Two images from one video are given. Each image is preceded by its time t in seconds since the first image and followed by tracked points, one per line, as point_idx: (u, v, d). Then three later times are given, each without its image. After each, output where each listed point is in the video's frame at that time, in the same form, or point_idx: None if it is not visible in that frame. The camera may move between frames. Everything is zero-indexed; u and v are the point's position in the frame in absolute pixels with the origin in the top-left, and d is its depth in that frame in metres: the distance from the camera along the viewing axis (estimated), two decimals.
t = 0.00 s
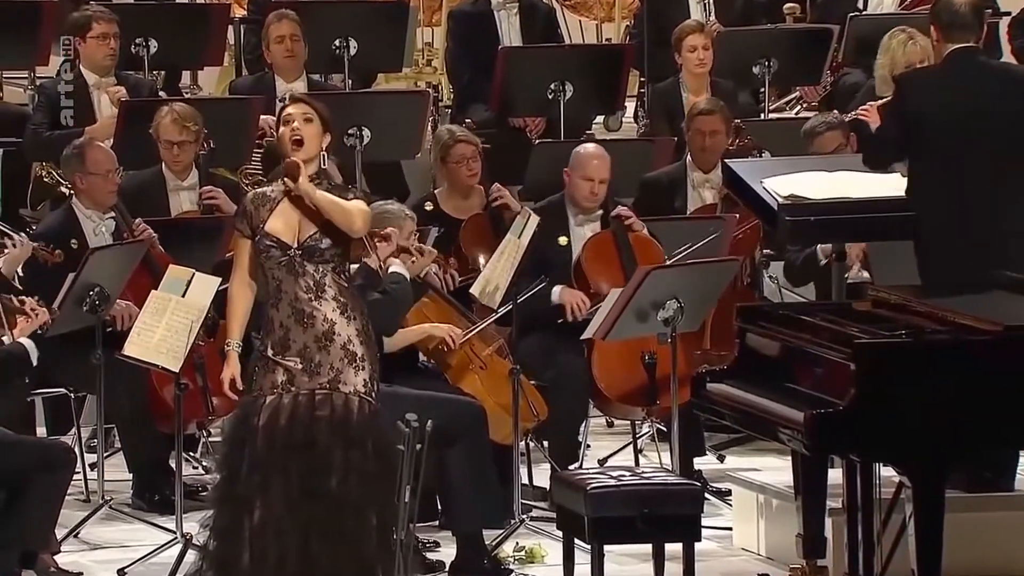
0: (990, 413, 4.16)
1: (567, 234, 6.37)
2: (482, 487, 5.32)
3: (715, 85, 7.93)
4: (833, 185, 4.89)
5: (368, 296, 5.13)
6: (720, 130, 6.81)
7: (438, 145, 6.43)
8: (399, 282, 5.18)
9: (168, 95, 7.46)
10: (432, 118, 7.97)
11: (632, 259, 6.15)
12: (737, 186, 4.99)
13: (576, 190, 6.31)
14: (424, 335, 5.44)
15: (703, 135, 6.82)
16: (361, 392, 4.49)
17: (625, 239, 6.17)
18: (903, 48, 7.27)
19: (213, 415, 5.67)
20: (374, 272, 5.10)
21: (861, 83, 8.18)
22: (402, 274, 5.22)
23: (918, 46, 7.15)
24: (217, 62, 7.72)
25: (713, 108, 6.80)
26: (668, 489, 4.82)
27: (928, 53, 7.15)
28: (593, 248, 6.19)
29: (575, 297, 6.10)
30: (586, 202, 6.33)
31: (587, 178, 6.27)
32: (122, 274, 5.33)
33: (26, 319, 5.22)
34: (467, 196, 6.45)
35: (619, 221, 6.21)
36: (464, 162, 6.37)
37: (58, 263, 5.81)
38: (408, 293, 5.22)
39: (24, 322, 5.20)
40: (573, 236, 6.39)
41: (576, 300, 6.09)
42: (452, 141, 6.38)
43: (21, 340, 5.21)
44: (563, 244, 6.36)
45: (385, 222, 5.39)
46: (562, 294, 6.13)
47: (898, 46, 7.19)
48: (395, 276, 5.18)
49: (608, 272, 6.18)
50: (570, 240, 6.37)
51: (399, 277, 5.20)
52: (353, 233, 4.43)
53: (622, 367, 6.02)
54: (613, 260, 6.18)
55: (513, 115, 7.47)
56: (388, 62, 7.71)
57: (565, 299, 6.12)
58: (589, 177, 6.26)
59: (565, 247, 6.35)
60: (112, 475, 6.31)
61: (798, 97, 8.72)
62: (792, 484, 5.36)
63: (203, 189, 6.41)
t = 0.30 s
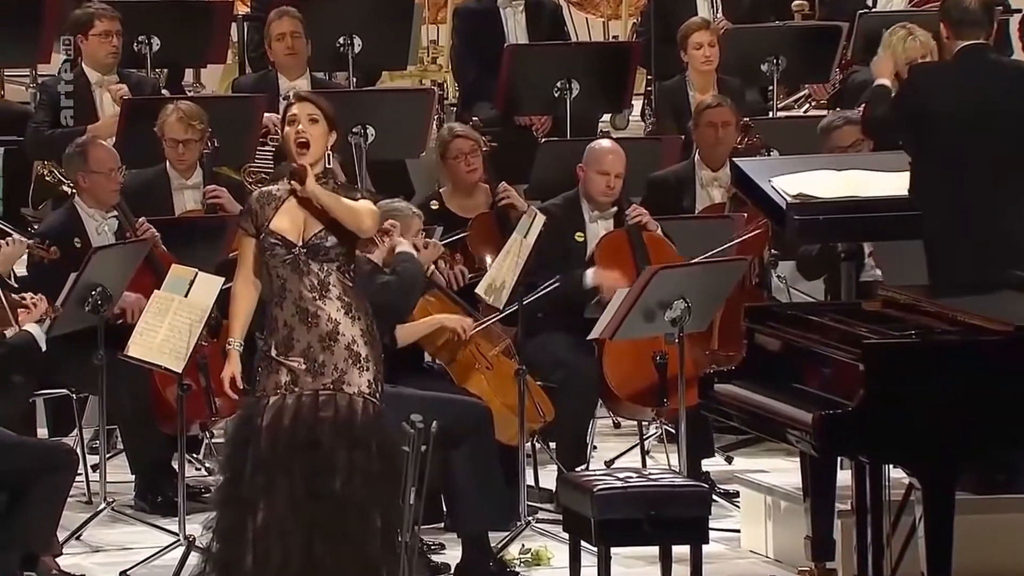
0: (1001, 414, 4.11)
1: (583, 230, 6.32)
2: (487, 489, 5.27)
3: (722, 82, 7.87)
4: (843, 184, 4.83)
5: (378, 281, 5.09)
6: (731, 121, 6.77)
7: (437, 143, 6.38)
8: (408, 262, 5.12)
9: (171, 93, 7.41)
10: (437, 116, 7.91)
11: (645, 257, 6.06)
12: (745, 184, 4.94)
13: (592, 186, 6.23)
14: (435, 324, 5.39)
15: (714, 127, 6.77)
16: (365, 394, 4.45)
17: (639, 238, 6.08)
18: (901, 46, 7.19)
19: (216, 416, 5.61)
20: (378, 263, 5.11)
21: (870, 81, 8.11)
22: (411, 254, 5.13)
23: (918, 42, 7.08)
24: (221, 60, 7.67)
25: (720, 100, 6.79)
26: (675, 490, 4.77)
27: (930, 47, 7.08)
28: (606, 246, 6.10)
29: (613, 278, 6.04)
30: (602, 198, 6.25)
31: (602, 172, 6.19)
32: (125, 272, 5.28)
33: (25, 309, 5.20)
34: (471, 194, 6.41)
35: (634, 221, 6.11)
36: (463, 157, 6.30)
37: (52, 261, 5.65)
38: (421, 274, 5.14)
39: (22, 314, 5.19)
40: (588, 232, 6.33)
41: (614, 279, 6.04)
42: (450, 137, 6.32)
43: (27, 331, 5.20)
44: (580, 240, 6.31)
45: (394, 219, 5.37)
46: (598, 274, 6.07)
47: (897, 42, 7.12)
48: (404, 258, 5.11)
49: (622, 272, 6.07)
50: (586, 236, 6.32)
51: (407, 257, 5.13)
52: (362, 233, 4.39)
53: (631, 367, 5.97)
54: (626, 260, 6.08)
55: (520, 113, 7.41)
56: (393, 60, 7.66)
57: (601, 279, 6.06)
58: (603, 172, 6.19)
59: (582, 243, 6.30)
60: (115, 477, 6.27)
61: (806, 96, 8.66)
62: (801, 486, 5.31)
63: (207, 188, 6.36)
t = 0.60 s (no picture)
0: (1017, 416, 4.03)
1: (593, 229, 6.24)
2: (493, 491, 5.21)
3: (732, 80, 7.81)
4: (856, 182, 4.77)
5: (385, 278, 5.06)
6: (742, 127, 6.65)
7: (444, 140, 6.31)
8: (418, 260, 5.11)
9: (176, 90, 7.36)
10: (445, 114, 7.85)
11: (654, 254, 6.06)
12: (756, 183, 4.87)
13: (603, 188, 6.15)
14: (447, 312, 5.31)
15: (724, 132, 6.66)
16: (368, 395, 4.41)
17: (648, 236, 6.08)
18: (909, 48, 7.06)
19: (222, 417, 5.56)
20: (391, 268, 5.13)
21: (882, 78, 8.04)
22: (420, 254, 5.14)
23: (925, 44, 6.97)
24: (225, 57, 7.62)
25: (734, 103, 6.64)
26: (685, 492, 4.71)
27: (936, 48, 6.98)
28: (615, 246, 6.10)
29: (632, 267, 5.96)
30: (612, 198, 6.17)
31: (612, 174, 6.11)
32: (129, 271, 5.22)
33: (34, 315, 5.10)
34: (479, 191, 6.33)
35: (643, 220, 6.07)
36: (470, 154, 6.24)
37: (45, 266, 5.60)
38: (433, 274, 5.13)
39: (34, 319, 5.09)
40: (597, 232, 6.26)
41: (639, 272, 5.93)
42: (456, 134, 6.26)
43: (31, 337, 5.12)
44: (589, 240, 6.22)
45: (404, 224, 5.20)
46: (620, 267, 5.96)
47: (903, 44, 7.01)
48: (413, 257, 5.12)
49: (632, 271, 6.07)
50: (595, 236, 6.24)
51: (418, 258, 5.13)
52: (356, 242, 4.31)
53: (641, 368, 5.91)
54: (636, 258, 6.09)
55: (527, 111, 7.35)
56: (400, 57, 7.60)
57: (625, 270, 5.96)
58: (613, 173, 6.10)
59: (593, 242, 6.22)
60: (118, 479, 6.21)
61: (818, 93, 8.59)
62: (812, 488, 5.24)
63: (212, 187, 6.30)
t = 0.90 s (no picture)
0: None
1: (594, 229, 6.14)
2: (501, 493, 5.14)
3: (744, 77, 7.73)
4: (869, 181, 4.70)
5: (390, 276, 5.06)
6: (758, 128, 6.61)
7: (459, 136, 6.23)
8: (428, 271, 5.13)
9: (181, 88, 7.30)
10: (453, 112, 7.78)
11: (657, 252, 5.97)
12: (768, 182, 4.80)
13: (600, 185, 6.10)
14: (454, 313, 5.30)
15: (738, 132, 6.62)
16: (371, 396, 4.36)
17: (651, 234, 5.99)
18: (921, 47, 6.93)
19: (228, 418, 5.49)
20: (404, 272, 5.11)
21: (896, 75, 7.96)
22: (433, 266, 5.16)
23: (937, 42, 6.85)
24: (231, 54, 7.56)
25: (750, 104, 6.60)
26: (696, 495, 4.64)
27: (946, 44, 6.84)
28: (618, 246, 6.02)
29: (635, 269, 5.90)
30: (611, 194, 6.11)
31: (609, 170, 6.05)
32: (134, 271, 5.16)
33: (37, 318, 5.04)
34: (488, 191, 6.27)
35: (645, 217, 5.98)
36: (485, 155, 6.16)
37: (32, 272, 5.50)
38: (441, 286, 5.14)
39: (36, 322, 5.03)
40: (598, 232, 6.16)
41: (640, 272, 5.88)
42: (473, 132, 6.19)
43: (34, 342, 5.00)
44: (592, 240, 6.13)
45: (411, 224, 5.26)
46: (621, 267, 5.91)
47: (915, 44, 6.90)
48: (425, 267, 5.14)
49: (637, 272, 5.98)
50: (597, 235, 6.15)
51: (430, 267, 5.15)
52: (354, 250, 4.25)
53: (649, 369, 5.82)
54: (640, 258, 6.00)
55: (536, 108, 7.27)
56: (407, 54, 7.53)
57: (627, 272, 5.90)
58: (609, 170, 6.05)
59: (594, 242, 6.12)
60: (123, 481, 6.14)
61: (831, 91, 8.51)
62: (825, 491, 5.16)
63: (218, 185, 6.23)
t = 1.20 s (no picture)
0: None
1: (595, 227, 6.04)
2: (511, 496, 5.06)
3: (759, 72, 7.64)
4: (884, 182, 4.61)
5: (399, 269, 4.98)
6: (771, 125, 6.51)
7: (472, 133, 6.12)
8: (440, 261, 5.03)
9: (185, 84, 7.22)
10: (462, 109, 7.70)
11: (664, 251, 5.82)
12: (782, 180, 4.71)
13: (594, 178, 6.00)
14: (461, 314, 5.17)
15: (751, 128, 6.52)
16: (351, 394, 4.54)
17: (655, 231, 5.84)
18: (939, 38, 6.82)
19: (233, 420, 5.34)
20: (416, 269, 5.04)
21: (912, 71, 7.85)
22: (444, 257, 5.07)
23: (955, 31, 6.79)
24: (235, 50, 7.48)
25: (764, 100, 6.50)
26: (709, 497, 4.55)
27: (968, 37, 6.84)
28: (623, 245, 5.87)
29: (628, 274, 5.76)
30: (607, 187, 6.02)
31: (602, 163, 5.96)
32: (137, 271, 5.08)
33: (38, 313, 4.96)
34: (497, 188, 6.18)
35: (649, 214, 5.84)
36: (498, 152, 6.08)
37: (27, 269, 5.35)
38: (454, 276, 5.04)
39: (37, 314, 4.95)
40: (600, 229, 6.06)
41: (635, 275, 5.74)
42: (487, 129, 6.09)
43: (36, 337, 4.94)
44: (592, 239, 6.02)
45: (411, 221, 5.18)
46: (615, 271, 5.76)
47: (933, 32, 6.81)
48: (436, 258, 5.04)
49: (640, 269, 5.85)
50: (598, 233, 6.04)
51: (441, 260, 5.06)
52: (353, 258, 4.45)
53: (660, 372, 5.66)
54: (644, 257, 5.86)
55: (546, 105, 7.17)
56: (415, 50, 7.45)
57: (620, 276, 5.76)
58: (602, 162, 5.96)
59: (595, 241, 6.02)
60: (127, 484, 6.07)
61: (846, 87, 8.42)
62: (841, 494, 5.06)
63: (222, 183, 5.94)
